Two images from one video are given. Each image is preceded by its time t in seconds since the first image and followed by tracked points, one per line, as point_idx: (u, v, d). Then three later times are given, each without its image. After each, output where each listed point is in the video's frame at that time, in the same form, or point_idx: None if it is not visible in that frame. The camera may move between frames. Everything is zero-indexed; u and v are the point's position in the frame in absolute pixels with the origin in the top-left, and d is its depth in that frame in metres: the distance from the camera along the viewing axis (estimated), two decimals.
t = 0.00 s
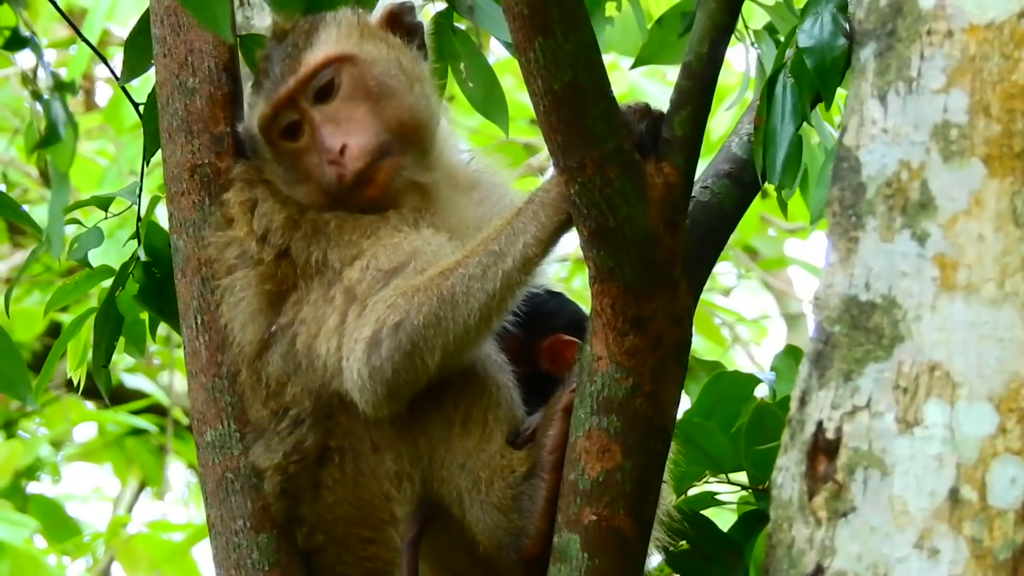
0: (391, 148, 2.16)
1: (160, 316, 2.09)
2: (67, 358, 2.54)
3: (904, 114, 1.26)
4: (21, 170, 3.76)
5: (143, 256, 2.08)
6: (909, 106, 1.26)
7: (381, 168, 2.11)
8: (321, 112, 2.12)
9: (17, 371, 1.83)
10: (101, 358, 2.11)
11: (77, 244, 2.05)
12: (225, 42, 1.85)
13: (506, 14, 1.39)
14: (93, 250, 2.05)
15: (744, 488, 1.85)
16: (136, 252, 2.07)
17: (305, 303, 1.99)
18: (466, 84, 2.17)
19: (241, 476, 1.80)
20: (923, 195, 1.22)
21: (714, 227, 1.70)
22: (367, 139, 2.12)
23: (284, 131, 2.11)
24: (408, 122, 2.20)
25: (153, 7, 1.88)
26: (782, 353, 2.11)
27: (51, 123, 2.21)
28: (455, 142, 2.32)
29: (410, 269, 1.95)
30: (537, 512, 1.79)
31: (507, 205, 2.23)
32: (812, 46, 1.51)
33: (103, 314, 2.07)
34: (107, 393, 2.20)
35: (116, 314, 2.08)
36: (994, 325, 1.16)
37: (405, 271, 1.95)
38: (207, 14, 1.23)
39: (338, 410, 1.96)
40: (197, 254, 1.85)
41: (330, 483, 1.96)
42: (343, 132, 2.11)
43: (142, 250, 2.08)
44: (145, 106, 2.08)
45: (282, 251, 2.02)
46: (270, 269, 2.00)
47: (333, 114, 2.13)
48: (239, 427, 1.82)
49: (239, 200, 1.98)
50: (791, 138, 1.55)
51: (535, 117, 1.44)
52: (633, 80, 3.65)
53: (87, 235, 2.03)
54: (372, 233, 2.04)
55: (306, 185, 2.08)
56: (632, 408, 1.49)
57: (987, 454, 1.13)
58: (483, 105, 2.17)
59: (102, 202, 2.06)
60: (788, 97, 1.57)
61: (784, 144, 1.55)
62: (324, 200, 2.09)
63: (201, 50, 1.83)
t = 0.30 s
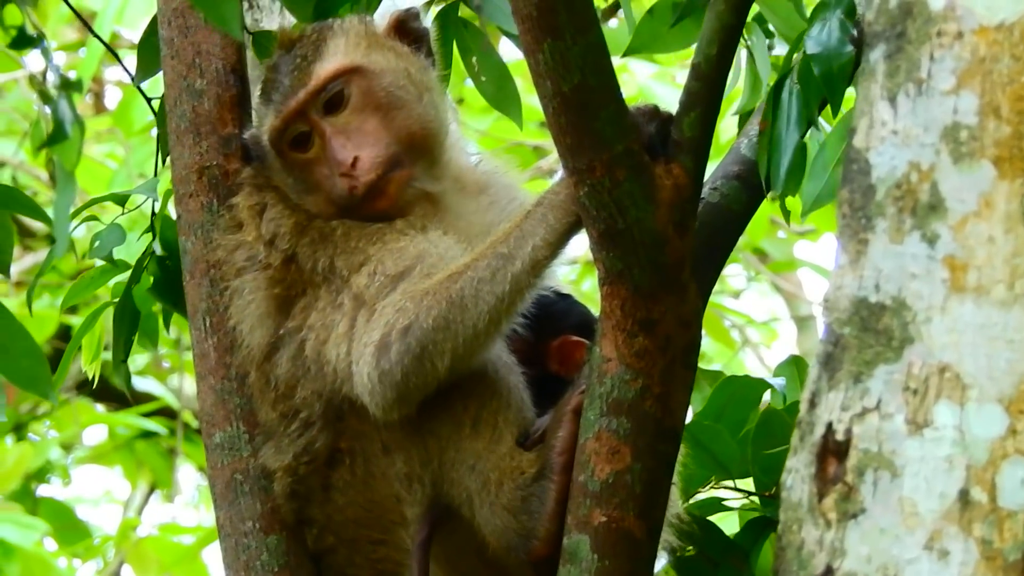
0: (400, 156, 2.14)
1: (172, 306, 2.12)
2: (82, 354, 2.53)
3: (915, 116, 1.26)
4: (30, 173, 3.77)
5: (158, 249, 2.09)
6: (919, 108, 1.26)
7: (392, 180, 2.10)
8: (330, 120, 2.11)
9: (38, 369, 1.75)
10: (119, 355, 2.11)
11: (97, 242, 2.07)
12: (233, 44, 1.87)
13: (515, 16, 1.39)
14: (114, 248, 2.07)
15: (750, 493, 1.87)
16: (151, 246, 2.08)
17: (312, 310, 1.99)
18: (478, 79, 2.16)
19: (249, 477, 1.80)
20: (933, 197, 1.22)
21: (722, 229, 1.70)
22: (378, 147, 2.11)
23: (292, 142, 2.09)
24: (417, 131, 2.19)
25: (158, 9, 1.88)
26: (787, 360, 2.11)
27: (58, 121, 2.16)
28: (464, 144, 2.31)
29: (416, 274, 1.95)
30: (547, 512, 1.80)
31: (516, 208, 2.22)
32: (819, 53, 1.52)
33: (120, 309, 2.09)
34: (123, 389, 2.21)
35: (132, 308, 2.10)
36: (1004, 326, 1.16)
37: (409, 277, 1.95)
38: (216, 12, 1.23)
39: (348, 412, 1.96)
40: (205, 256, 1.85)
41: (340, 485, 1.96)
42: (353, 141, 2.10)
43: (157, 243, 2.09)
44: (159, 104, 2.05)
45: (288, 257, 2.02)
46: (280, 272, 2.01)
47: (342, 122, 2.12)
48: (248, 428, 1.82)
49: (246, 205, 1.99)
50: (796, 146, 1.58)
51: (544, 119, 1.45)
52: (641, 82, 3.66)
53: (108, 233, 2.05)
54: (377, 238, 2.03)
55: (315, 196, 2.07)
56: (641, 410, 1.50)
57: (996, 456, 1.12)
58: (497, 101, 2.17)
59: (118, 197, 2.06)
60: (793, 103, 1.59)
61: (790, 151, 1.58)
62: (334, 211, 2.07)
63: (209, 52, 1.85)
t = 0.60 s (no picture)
0: (415, 150, 2.15)
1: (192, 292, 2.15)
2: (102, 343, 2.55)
3: (936, 108, 1.31)
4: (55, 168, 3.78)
5: (175, 236, 2.13)
6: (941, 100, 1.31)
7: (408, 173, 2.11)
8: (345, 116, 2.13)
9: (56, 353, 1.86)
10: (140, 341, 2.14)
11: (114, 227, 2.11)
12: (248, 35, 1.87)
13: (531, 7, 1.39)
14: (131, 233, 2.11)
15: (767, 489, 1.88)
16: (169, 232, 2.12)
17: (328, 302, 2.00)
18: (498, 61, 2.16)
19: (266, 465, 1.81)
20: (955, 189, 1.27)
21: (739, 222, 1.68)
22: (393, 142, 2.13)
23: (308, 134, 2.11)
24: (432, 124, 2.20)
25: None
26: (804, 352, 2.06)
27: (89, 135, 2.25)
28: (479, 132, 2.31)
29: (432, 267, 1.96)
30: (564, 503, 1.80)
31: (533, 197, 2.21)
32: (847, 34, 1.49)
33: (139, 297, 2.10)
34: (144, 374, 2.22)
35: (151, 296, 2.10)
36: None
37: (426, 271, 1.96)
38: (225, 23, 1.21)
39: (363, 403, 1.97)
40: (220, 245, 1.85)
41: (355, 475, 1.96)
42: (368, 137, 2.12)
43: (173, 229, 2.13)
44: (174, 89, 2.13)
45: (302, 251, 2.01)
46: (295, 264, 2.01)
47: (357, 118, 2.14)
48: (264, 418, 1.83)
49: (259, 198, 1.99)
50: (830, 126, 1.51)
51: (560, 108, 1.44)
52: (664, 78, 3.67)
53: (125, 218, 2.10)
54: (392, 231, 2.04)
55: (331, 186, 2.07)
56: (658, 400, 1.49)
57: (1019, 447, 1.15)
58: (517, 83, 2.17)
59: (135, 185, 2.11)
60: (823, 85, 1.53)
61: (824, 132, 1.51)
62: (349, 205, 2.08)
63: (224, 42, 1.85)
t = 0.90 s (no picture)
0: (435, 112, 2.14)
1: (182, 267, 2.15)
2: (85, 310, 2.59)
3: (958, 69, 1.31)
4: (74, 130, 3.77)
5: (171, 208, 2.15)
6: (963, 61, 1.32)
7: (430, 135, 2.11)
8: (365, 77, 2.12)
9: (42, 318, 1.85)
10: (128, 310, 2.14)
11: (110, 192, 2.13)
12: None
13: None
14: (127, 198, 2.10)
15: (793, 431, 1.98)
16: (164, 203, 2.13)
17: (351, 266, 2.00)
18: (501, 33, 2.18)
19: (289, 428, 1.82)
20: (976, 149, 1.28)
21: (763, 184, 1.67)
22: (414, 105, 2.12)
23: (328, 96, 2.09)
24: (453, 87, 2.19)
25: None
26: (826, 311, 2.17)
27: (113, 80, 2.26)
28: (501, 93, 2.28)
29: (456, 230, 1.95)
30: (587, 466, 1.81)
31: (559, 160, 2.19)
32: None
33: (131, 265, 2.10)
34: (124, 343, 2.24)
35: (142, 265, 2.11)
36: None
37: (450, 233, 1.95)
38: None
39: (387, 365, 1.97)
40: (243, 207, 1.87)
41: (379, 438, 1.98)
42: (387, 99, 2.11)
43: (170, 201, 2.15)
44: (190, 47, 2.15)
45: (324, 215, 2.02)
46: (318, 227, 2.02)
47: (377, 79, 2.13)
48: (287, 380, 1.84)
49: (280, 161, 2.02)
50: (816, 86, 1.54)
51: (583, 69, 1.43)
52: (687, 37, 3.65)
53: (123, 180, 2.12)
54: (413, 193, 2.02)
55: (353, 149, 2.07)
56: (681, 362, 1.48)
57: None
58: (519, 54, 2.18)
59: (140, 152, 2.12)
60: (817, 43, 1.56)
61: (809, 92, 1.54)
62: (371, 167, 2.07)
63: (247, 3, 1.88)
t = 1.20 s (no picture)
0: (467, 77, 2.14)
1: (251, 217, 2.18)
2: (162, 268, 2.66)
3: (989, 25, 1.34)
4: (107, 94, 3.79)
5: (236, 163, 2.16)
6: (993, 17, 1.34)
7: (462, 99, 2.11)
8: (396, 42, 2.11)
9: (116, 287, 2.07)
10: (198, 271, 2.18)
11: (169, 161, 2.13)
12: None
13: None
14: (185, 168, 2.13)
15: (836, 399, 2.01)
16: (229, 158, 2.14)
17: (385, 232, 2.00)
18: None
19: (325, 393, 1.84)
20: (1007, 106, 1.30)
21: (801, 143, 1.64)
22: (446, 69, 2.13)
23: (361, 61, 2.08)
24: (485, 51, 2.19)
25: None
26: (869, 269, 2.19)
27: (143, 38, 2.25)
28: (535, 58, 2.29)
29: (491, 194, 1.95)
30: (623, 428, 1.82)
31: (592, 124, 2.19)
32: None
33: (199, 224, 2.14)
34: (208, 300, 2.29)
35: (210, 225, 2.15)
36: None
37: (485, 198, 1.95)
38: None
39: (422, 330, 1.97)
40: (277, 172, 1.90)
41: (415, 402, 1.98)
42: (419, 65, 2.12)
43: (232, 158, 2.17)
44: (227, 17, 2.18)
45: (358, 180, 2.02)
46: (350, 192, 2.01)
47: (408, 43, 2.13)
48: (322, 344, 1.86)
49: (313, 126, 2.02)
50: (882, 57, 1.52)
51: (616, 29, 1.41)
52: None
53: (180, 153, 2.11)
54: (446, 158, 2.03)
55: (387, 115, 2.07)
56: (717, 323, 1.47)
57: None
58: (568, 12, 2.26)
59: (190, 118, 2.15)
60: (878, 17, 1.54)
61: (876, 62, 1.52)
62: (404, 132, 2.07)
63: None
